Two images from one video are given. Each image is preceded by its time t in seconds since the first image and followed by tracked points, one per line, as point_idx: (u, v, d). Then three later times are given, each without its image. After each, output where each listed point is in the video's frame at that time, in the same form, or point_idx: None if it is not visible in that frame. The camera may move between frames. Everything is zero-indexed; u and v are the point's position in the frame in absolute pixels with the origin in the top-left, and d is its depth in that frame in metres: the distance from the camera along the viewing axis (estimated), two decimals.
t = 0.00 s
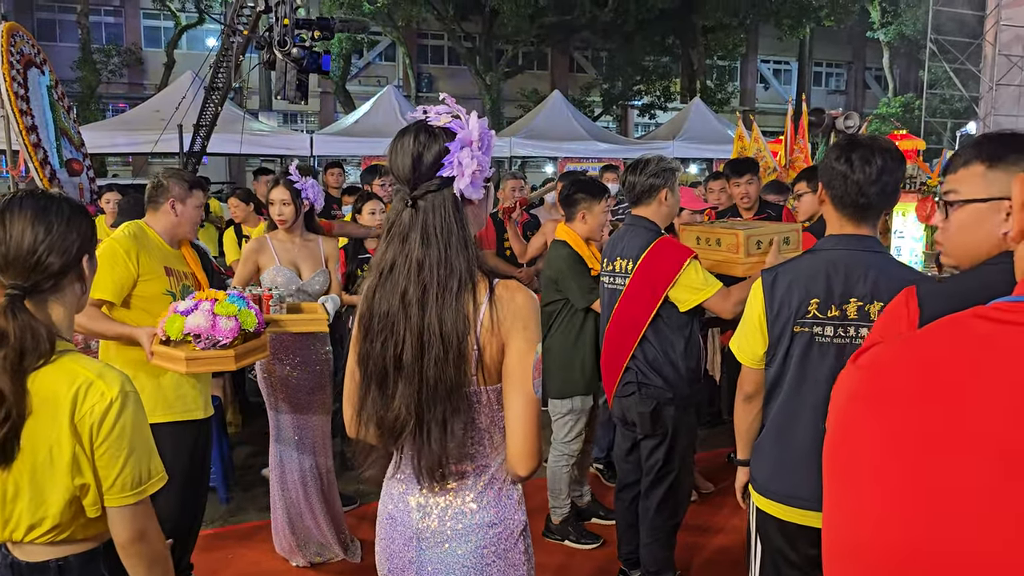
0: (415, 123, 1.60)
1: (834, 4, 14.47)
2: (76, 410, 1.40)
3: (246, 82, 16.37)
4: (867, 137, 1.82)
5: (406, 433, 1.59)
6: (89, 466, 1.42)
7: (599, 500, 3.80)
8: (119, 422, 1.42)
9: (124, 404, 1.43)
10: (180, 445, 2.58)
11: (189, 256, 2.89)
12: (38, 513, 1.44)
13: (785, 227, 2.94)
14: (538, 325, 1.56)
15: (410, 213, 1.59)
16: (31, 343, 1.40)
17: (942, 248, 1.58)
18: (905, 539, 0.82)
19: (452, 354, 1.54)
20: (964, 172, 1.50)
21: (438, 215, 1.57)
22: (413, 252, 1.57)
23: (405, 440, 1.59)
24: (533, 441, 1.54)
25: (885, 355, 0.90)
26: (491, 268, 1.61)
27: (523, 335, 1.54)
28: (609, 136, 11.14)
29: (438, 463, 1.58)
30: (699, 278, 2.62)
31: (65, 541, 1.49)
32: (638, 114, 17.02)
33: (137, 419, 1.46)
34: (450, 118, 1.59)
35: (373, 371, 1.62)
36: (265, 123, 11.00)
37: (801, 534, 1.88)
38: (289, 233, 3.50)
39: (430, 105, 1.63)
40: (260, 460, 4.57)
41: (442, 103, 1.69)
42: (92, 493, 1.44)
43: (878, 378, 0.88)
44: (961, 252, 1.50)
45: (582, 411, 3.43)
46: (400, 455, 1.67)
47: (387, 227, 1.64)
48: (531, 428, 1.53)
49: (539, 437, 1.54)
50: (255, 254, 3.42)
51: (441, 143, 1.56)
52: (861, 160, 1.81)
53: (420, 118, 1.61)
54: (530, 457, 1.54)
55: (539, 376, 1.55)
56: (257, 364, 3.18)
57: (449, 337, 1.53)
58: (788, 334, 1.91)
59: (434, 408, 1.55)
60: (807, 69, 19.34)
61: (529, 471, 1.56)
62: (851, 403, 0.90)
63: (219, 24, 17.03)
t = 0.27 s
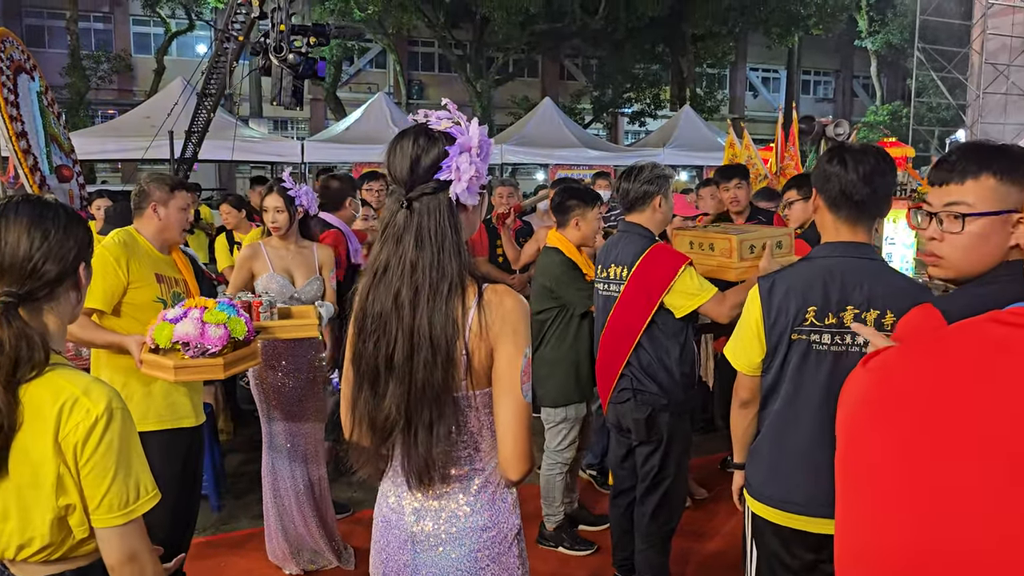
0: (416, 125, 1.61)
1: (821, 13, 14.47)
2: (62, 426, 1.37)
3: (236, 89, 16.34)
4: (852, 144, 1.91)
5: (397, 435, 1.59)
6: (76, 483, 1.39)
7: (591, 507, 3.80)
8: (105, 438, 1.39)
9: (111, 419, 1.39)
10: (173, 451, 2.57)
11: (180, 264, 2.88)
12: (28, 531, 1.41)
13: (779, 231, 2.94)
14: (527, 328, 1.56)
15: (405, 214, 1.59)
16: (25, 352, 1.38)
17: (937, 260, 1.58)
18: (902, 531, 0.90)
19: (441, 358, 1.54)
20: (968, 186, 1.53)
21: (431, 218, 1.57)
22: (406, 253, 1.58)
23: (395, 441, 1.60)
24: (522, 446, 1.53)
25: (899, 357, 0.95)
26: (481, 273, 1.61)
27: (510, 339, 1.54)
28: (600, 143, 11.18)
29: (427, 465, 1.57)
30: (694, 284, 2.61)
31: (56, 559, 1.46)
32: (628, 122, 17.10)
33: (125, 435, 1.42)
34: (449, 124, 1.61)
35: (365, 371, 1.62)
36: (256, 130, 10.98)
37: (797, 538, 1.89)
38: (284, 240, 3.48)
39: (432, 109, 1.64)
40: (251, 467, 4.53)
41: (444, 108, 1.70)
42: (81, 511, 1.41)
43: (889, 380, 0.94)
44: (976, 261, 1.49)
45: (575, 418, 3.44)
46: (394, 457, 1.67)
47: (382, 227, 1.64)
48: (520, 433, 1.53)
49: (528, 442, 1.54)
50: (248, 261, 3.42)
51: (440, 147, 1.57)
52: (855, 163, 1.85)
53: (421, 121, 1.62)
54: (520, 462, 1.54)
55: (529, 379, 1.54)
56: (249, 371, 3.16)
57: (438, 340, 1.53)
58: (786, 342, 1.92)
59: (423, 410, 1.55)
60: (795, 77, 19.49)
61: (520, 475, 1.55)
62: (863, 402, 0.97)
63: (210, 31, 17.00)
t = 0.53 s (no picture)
0: (406, 130, 1.61)
1: (800, 21, 15.15)
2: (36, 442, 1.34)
3: (218, 96, 16.24)
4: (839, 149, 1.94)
5: (379, 437, 1.58)
6: (49, 499, 1.36)
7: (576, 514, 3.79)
8: (80, 452, 1.35)
9: (87, 433, 1.36)
10: (156, 461, 2.54)
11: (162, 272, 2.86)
12: None
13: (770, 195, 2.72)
14: (511, 330, 1.54)
15: (391, 215, 1.59)
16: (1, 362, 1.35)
17: (962, 267, 1.55)
18: (911, 536, 0.84)
19: (422, 359, 1.53)
20: (987, 192, 1.52)
21: (418, 220, 1.57)
22: (391, 255, 1.58)
23: (376, 442, 1.59)
24: (508, 451, 1.52)
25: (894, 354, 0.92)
26: (465, 276, 1.61)
27: (494, 342, 1.52)
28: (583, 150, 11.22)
29: (410, 469, 1.56)
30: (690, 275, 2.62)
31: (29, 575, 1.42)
32: (610, 130, 17.20)
33: (102, 448, 1.39)
34: (441, 128, 1.61)
35: (348, 373, 1.62)
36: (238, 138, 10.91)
37: (786, 541, 1.89)
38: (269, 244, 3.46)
39: (423, 114, 1.65)
40: (234, 476, 4.48)
41: (435, 114, 1.70)
42: (54, 527, 1.38)
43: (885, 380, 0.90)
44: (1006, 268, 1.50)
45: (559, 423, 3.43)
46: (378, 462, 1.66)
47: (368, 229, 1.64)
48: (504, 438, 1.51)
49: (514, 447, 1.53)
50: (234, 268, 3.37)
51: (430, 150, 1.58)
52: (841, 169, 1.88)
53: (411, 124, 1.63)
54: (506, 467, 1.52)
55: (513, 384, 1.53)
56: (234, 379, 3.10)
57: (420, 343, 1.53)
58: (773, 343, 1.93)
59: (403, 413, 1.54)
60: (776, 86, 19.70)
61: (506, 481, 1.54)
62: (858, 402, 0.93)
63: (191, 39, 16.91)
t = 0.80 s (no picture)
0: (376, 133, 1.61)
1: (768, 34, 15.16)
2: None
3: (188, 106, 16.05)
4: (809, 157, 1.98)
5: (349, 444, 1.56)
6: None
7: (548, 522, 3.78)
8: (26, 470, 1.24)
9: (34, 449, 1.25)
10: (123, 472, 2.48)
11: (129, 279, 2.81)
12: None
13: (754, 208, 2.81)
14: (480, 337, 1.54)
15: (361, 219, 1.58)
16: None
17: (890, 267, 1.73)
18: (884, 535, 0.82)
19: (391, 364, 1.51)
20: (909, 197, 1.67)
21: (387, 224, 1.57)
22: (360, 258, 1.57)
23: (346, 450, 1.58)
24: (477, 459, 1.51)
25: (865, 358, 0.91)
26: (434, 282, 1.60)
27: (463, 349, 1.51)
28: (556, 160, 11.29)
29: (380, 478, 1.55)
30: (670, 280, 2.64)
31: None
32: (582, 139, 17.33)
33: (50, 466, 1.28)
34: (413, 131, 1.61)
35: (317, 380, 1.60)
36: (209, 147, 10.79)
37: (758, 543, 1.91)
38: (246, 252, 3.55)
39: (392, 118, 1.65)
40: (204, 489, 4.40)
41: (405, 118, 1.70)
42: None
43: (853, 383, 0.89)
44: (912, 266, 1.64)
45: (526, 429, 3.45)
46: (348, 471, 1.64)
47: (338, 233, 1.63)
48: (474, 445, 1.51)
49: (484, 455, 1.53)
50: (217, 278, 3.38)
51: (400, 154, 1.57)
52: (813, 173, 1.91)
53: (381, 128, 1.62)
54: (476, 475, 1.52)
55: (483, 391, 1.52)
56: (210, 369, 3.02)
57: (389, 350, 1.51)
58: (746, 347, 1.94)
59: (372, 419, 1.53)
60: (745, 96, 20.02)
61: (476, 489, 1.53)
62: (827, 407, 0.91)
63: (160, 48, 16.70)
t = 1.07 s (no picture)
0: (348, 136, 1.60)
1: (744, 39, 15.36)
2: None
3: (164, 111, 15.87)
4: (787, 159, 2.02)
5: (324, 451, 1.55)
6: None
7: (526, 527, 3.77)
8: None
9: None
10: (100, 482, 2.45)
11: (100, 286, 2.77)
12: None
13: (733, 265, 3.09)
14: (455, 342, 1.53)
15: (334, 222, 1.57)
16: None
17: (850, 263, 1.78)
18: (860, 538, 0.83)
19: (365, 369, 1.51)
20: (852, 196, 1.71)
21: (360, 227, 1.56)
22: (334, 262, 1.56)
23: (321, 457, 1.57)
24: (452, 464, 1.51)
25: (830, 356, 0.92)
26: (408, 287, 1.60)
27: (438, 355, 1.51)
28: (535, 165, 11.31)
29: (355, 484, 1.54)
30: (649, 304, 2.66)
31: None
32: (562, 145, 17.40)
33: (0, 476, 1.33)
34: (386, 134, 1.60)
35: (291, 386, 1.59)
36: (185, 153, 10.67)
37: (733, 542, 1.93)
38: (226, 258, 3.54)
39: (364, 120, 1.63)
40: (180, 498, 4.34)
41: (377, 120, 1.69)
42: None
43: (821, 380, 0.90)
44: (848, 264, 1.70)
45: (490, 433, 3.45)
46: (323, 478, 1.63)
47: (311, 236, 1.62)
48: (449, 451, 1.51)
49: (458, 461, 1.52)
50: (208, 284, 3.36)
51: (373, 155, 1.56)
52: (790, 177, 1.94)
53: (353, 131, 1.61)
54: (451, 481, 1.51)
55: (457, 397, 1.52)
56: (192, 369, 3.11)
57: (364, 354, 1.50)
58: (724, 349, 1.96)
59: (347, 425, 1.52)
60: (722, 102, 20.22)
61: (450, 496, 1.52)
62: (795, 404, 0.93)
63: (136, 53, 16.51)
